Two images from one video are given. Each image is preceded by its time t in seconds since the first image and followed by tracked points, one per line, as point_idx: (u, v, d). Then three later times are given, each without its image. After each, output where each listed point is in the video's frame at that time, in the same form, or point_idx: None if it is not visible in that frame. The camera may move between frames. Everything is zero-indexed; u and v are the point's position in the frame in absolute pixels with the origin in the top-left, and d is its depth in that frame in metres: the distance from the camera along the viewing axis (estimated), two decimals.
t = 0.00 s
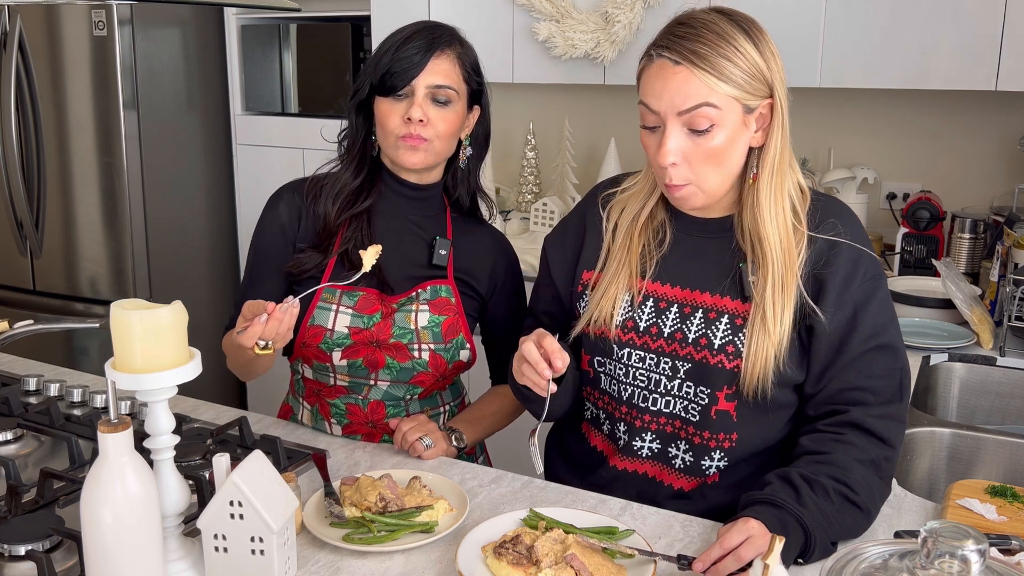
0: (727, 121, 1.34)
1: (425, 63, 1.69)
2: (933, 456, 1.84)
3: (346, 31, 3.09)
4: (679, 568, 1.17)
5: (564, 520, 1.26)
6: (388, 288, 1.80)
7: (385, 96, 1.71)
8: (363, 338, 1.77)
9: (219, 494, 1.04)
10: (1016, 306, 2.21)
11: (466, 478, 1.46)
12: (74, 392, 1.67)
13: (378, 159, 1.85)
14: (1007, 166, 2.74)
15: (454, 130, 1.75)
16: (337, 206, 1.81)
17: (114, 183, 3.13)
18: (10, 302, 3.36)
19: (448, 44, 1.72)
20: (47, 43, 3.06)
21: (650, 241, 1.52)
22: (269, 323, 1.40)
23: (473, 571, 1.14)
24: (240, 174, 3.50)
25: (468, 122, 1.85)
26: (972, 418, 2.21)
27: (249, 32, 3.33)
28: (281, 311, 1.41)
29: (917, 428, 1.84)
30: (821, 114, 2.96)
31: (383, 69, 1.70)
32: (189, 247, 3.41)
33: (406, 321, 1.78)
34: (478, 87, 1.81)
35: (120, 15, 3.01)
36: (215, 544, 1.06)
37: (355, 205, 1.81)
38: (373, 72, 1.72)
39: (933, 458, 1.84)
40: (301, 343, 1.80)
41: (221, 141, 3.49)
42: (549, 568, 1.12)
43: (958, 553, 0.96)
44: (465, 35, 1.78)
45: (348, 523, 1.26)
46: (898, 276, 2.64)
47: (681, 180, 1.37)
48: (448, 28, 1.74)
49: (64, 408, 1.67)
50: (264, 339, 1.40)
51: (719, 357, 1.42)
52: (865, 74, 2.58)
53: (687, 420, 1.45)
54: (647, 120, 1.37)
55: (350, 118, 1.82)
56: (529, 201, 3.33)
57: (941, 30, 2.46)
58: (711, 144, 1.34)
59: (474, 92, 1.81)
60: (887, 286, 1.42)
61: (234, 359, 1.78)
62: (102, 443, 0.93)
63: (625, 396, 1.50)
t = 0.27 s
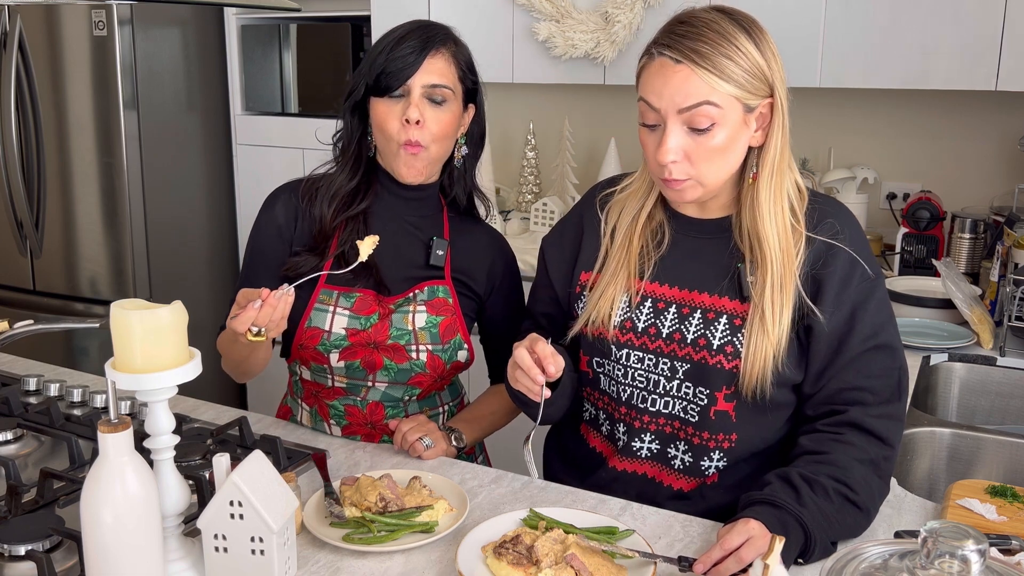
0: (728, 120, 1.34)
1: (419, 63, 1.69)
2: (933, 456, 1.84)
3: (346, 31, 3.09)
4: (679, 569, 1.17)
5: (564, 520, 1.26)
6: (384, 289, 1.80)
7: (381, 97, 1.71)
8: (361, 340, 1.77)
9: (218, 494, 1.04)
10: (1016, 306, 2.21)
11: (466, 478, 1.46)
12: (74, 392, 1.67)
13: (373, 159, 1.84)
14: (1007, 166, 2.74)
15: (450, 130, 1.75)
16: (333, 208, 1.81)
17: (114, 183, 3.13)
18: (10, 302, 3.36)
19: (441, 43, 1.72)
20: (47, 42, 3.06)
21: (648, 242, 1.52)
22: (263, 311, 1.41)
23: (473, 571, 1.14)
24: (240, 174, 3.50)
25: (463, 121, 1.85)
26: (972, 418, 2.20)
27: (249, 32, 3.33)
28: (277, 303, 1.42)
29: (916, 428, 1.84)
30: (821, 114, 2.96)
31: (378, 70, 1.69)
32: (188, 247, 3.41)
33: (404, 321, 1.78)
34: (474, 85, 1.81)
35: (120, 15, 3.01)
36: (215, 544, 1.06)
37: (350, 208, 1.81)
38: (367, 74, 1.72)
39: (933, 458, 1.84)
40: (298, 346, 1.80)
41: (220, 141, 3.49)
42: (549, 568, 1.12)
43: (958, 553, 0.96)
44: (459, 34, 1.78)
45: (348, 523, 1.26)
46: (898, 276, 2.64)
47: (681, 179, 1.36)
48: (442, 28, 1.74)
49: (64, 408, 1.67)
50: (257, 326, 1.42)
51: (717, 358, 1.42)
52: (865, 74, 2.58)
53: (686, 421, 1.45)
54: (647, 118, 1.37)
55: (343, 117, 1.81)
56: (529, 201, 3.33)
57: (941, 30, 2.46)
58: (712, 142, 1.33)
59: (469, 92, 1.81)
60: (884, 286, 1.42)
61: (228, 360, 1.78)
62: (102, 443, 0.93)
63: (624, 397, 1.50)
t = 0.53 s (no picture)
0: (727, 119, 1.34)
1: (430, 65, 1.69)
2: (933, 456, 1.84)
3: (346, 31, 3.09)
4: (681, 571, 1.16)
5: (564, 520, 1.26)
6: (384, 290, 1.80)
7: (392, 99, 1.70)
8: (361, 341, 1.77)
9: (219, 494, 1.04)
10: (1017, 306, 2.21)
11: (466, 478, 1.46)
12: (74, 392, 1.67)
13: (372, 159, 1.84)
14: (1007, 166, 2.74)
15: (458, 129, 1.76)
16: (331, 216, 1.81)
17: (114, 183, 3.13)
18: (10, 302, 3.36)
19: (447, 45, 1.73)
20: (47, 42, 3.06)
21: (645, 244, 1.52)
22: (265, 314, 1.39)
23: (473, 571, 1.14)
24: (240, 173, 3.50)
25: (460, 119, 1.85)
26: (972, 418, 2.20)
27: (249, 32, 3.33)
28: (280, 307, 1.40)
29: (917, 428, 1.83)
30: (821, 114, 2.96)
31: (386, 74, 1.69)
32: (188, 247, 3.41)
33: (404, 323, 1.78)
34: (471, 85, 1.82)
35: (120, 15, 3.01)
36: (215, 544, 1.06)
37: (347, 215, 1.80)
38: (371, 79, 1.71)
39: (933, 458, 1.84)
40: (299, 348, 1.80)
41: (220, 141, 3.49)
42: (549, 568, 1.12)
43: (958, 553, 0.96)
44: (458, 34, 1.79)
45: (348, 523, 1.26)
46: (898, 276, 2.64)
47: (679, 176, 1.36)
48: (443, 29, 1.75)
49: (64, 408, 1.67)
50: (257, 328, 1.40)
51: (716, 356, 1.43)
52: (865, 74, 2.58)
53: (687, 419, 1.46)
54: (647, 116, 1.36)
55: (342, 117, 1.80)
56: (529, 201, 3.33)
57: (941, 30, 2.46)
58: (710, 141, 1.34)
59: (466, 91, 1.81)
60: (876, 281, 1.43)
61: (232, 365, 1.79)
62: (102, 443, 0.93)
63: (624, 396, 1.50)
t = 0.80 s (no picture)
0: (721, 125, 1.35)
1: (443, 67, 1.70)
2: (933, 456, 1.84)
3: (346, 31, 3.09)
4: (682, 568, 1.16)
5: (564, 519, 1.26)
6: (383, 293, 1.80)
7: (406, 100, 1.70)
8: (360, 344, 1.76)
9: (219, 494, 1.04)
10: (1017, 306, 2.20)
11: (466, 478, 1.46)
12: (74, 392, 1.67)
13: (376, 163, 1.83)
14: (1007, 166, 2.74)
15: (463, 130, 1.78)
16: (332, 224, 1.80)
17: (114, 183, 3.13)
18: (10, 302, 3.36)
19: (455, 48, 1.73)
20: (47, 43, 3.06)
21: (645, 248, 1.51)
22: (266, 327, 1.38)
23: (473, 570, 1.14)
24: (240, 173, 3.50)
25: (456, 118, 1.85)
26: (972, 418, 2.20)
27: (249, 32, 3.33)
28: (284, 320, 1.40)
29: (917, 428, 1.83)
30: (821, 114, 2.96)
31: (396, 77, 1.69)
32: (188, 247, 3.41)
33: (402, 325, 1.77)
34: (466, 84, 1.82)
35: (120, 15, 3.01)
36: (215, 544, 1.06)
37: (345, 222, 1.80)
38: (378, 82, 1.70)
39: (933, 458, 1.84)
40: (298, 351, 1.80)
41: (220, 141, 3.49)
42: (549, 568, 1.12)
43: (958, 553, 0.96)
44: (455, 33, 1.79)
45: (348, 523, 1.26)
46: (898, 276, 2.64)
47: (679, 183, 1.36)
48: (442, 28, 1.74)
49: (64, 408, 1.67)
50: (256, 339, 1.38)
51: (717, 356, 1.43)
52: (864, 74, 2.58)
53: (689, 416, 1.47)
54: (643, 126, 1.37)
55: (344, 120, 1.78)
56: (529, 201, 3.33)
57: (940, 30, 2.46)
58: (707, 147, 1.34)
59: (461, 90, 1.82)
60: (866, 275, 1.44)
61: (234, 370, 1.78)
62: (102, 443, 0.93)
63: (627, 396, 1.50)
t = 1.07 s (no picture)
0: (715, 124, 1.35)
1: (432, 67, 1.69)
2: (933, 456, 1.84)
3: (346, 31, 3.09)
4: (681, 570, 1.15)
5: (564, 519, 1.26)
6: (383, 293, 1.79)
7: (394, 101, 1.70)
8: (361, 345, 1.76)
9: (219, 494, 1.04)
10: (1016, 306, 2.20)
11: (466, 478, 1.46)
12: (74, 392, 1.67)
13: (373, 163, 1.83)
14: (1007, 166, 2.74)
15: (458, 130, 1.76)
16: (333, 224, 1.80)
17: (114, 183, 3.13)
18: (10, 302, 3.36)
19: (446, 46, 1.73)
20: (47, 42, 3.06)
21: (652, 248, 1.52)
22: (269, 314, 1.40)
23: (474, 570, 1.14)
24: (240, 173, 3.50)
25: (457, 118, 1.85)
26: (972, 418, 2.20)
27: (249, 32, 3.33)
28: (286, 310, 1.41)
29: (917, 428, 1.83)
30: (821, 114, 2.96)
31: (387, 78, 1.68)
32: (188, 247, 3.41)
33: (403, 326, 1.77)
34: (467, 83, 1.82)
35: (120, 15, 3.01)
36: (215, 544, 1.06)
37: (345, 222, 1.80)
38: (370, 81, 1.70)
39: (933, 458, 1.84)
40: (298, 352, 1.80)
41: (220, 142, 3.49)
42: (549, 568, 1.12)
43: (958, 553, 0.96)
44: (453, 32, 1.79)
45: (348, 523, 1.26)
46: (898, 276, 2.64)
47: (675, 180, 1.37)
48: (440, 29, 1.74)
49: (64, 408, 1.67)
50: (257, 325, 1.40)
51: (719, 351, 1.44)
52: (864, 74, 2.58)
53: (694, 410, 1.47)
54: (640, 126, 1.38)
55: (338, 120, 1.79)
56: (529, 201, 3.33)
57: (940, 30, 2.46)
58: (702, 145, 1.35)
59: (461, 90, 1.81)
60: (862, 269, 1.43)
61: (229, 368, 1.79)
62: (102, 443, 0.93)
63: (633, 391, 1.51)
